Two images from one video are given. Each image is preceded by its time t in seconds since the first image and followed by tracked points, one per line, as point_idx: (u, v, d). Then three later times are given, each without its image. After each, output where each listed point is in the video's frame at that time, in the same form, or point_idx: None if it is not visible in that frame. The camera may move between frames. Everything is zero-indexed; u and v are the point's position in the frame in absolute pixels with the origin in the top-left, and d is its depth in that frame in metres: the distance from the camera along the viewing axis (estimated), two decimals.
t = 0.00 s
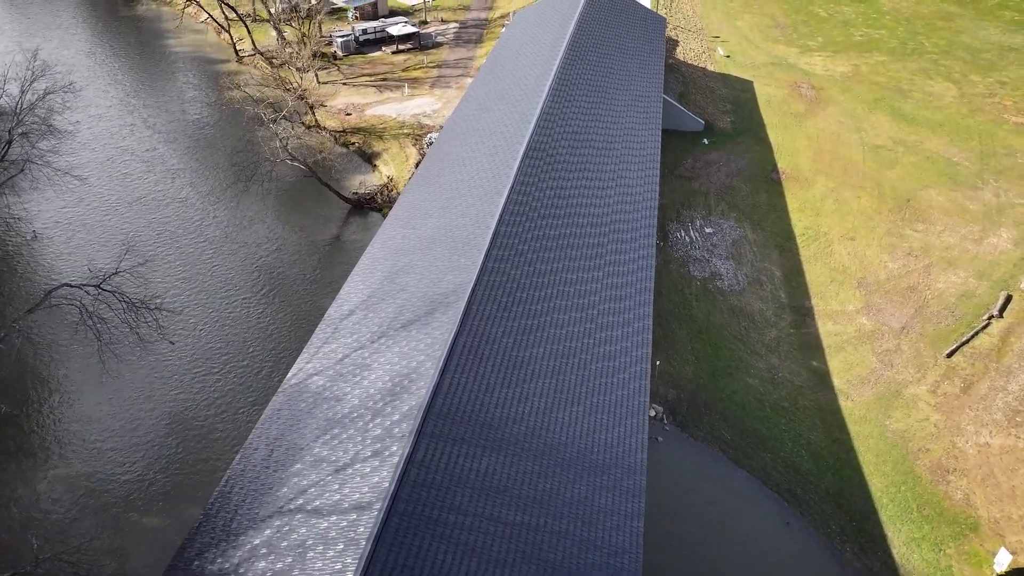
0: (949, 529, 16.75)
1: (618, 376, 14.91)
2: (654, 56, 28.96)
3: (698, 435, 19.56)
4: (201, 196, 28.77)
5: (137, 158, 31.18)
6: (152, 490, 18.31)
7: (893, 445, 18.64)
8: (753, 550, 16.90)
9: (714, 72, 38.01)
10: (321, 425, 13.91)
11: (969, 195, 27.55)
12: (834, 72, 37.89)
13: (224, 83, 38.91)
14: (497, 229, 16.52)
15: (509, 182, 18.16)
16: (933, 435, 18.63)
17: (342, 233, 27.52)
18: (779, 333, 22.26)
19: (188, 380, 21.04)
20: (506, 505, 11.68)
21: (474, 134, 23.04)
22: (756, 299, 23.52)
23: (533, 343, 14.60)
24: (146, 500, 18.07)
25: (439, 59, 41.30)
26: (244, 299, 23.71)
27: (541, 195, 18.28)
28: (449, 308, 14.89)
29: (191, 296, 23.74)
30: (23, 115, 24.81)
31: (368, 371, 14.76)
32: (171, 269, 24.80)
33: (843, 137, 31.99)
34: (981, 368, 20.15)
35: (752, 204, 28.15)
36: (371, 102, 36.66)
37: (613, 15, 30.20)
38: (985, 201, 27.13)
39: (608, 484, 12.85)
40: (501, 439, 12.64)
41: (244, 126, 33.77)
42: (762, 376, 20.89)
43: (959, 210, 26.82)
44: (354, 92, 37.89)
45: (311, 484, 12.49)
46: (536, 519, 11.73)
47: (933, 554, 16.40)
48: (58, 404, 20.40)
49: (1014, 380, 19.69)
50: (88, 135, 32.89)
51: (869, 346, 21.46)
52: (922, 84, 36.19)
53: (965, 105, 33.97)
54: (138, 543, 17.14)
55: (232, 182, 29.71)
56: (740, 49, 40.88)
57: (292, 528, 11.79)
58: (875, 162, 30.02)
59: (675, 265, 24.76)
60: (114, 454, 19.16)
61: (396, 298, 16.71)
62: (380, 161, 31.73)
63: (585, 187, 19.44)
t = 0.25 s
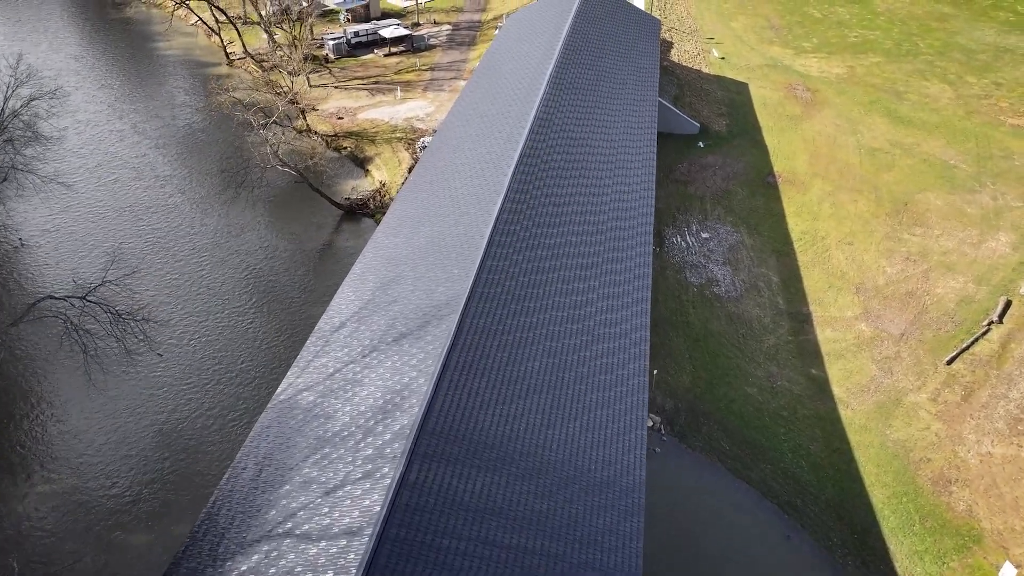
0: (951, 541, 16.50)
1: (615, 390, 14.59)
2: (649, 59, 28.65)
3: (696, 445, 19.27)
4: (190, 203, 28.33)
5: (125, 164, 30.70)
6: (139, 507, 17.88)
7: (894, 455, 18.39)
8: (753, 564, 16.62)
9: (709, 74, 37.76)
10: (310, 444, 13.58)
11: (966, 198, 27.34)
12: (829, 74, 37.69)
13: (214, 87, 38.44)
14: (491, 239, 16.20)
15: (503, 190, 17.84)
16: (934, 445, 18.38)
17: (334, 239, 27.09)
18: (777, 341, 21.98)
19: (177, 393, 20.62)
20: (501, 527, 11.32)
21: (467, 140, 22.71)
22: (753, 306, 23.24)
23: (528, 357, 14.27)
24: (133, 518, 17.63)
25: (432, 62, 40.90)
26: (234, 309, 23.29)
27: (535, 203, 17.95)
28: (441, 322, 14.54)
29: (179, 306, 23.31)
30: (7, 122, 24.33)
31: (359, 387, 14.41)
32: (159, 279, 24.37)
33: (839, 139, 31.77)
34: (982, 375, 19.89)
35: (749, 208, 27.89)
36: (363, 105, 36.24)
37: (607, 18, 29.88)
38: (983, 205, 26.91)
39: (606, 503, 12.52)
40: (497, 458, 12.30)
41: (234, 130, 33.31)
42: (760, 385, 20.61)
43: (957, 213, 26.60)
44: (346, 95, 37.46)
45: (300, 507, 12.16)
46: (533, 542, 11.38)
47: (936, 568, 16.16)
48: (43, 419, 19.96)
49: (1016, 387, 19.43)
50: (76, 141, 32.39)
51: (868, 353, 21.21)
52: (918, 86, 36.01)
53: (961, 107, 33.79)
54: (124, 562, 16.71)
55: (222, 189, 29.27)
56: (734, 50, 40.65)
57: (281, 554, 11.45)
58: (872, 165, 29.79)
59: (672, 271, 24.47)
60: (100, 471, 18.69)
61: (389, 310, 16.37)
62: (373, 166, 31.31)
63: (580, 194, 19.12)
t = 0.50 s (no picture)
0: (954, 554, 16.25)
1: (612, 405, 14.27)
2: (642, 63, 28.38)
3: (694, 456, 18.98)
4: (178, 211, 27.88)
5: (113, 170, 30.22)
6: (125, 526, 17.42)
7: (894, 465, 18.15)
8: None
9: (703, 76, 37.54)
10: (299, 463, 13.23)
11: (963, 201, 27.14)
12: (823, 76, 37.51)
13: (203, 91, 37.96)
14: (484, 250, 15.87)
15: (496, 198, 17.51)
16: (935, 454, 18.12)
17: (325, 246, 26.68)
18: (775, 348, 21.72)
19: (164, 407, 20.20)
20: (496, 551, 10.97)
21: (459, 146, 22.37)
22: (750, 312, 22.99)
23: (522, 372, 13.94)
24: (118, 536, 17.19)
25: (424, 64, 40.51)
26: (222, 320, 22.89)
27: (529, 212, 17.62)
28: (433, 337, 14.18)
29: (166, 317, 22.89)
30: None
31: (350, 405, 14.04)
32: (146, 289, 23.93)
33: (834, 142, 31.56)
34: (982, 381, 19.64)
35: (744, 212, 27.65)
36: (354, 109, 35.80)
37: (600, 21, 29.59)
38: (980, 208, 26.71)
39: (604, 524, 12.19)
40: (491, 479, 11.96)
41: (224, 135, 32.84)
42: (758, 394, 20.34)
43: (954, 216, 26.39)
44: (337, 99, 37.04)
45: (288, 532, 11.80)
46: (529, 566, 11.02)
47: None
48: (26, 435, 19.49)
49: (1017, 394, 19.19)
50: (62, 147, 31.88)
51: (867, 361, 20.97)
52: (912, 87, 35.85)
53: (956, 108, 33.64)
54: None
55: (211, 195, 28.84)
56: (728, 52, 40.43)
57: None
58: (868, 168, 29.59)
59: (668, 278, 24.20)
60: (85, 489, 18.20)
61: (379, 323, 16.03)
62: (364, 171, 30.90)
63: (574, 202, 18.82)
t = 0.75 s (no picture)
0: (956, 566, 16.01)
1: (609, 420, 13.95)
2: (636, 66, 28.10)
3: (692, 467, 18.68)
4: (166, 218, 27.41)
5: (99, 177, 29.71)
6: (109, 545, 16.95)
7: (894, 475, 17.89)
8: None
9: (697, 79, 37.30)
10: (287, 485, 12.85)
11: (959, 205, 26.97)
12: (817, 77, 37.33)
13: (192, 95, 37.44)
14: (476, 261, 15.52)
15: (488, 207, 17.16)
16: (935, 464, 17.89)
17: (316, 254, 26.22)
18: (772, 355, 21.45)
19: (150, 422, 19.74)
20: None
21: (450, 152, 22.01)
22: (747, 319, 22.72)
23: (516, 388, 13.60)
24: (102, 556, 16.72)
25: (415, 67, 40.10)
26: (210, 330, 22.46)
27: (522, 221, 17.28)
28: (425, 352, 13.82)
29: (153, 328, 22.45)
30: None
31: (339, 423, 13.65)
32: (132, 300, 23.47)
33: (829, 144, 31.35)
34: (981, 389, 19.42)
35: (739, 216, 27.40)
36: (345, 113, 35.36)
37: (592, 24, 29.27)
38: (976, 211, 26.55)
39: (602, 545, 11.83)
40: (485, 501, 11.60)
41: (212, 141, 32.36)
42: (756, 402, 20.06)
43: (950, 220, 26.21)
44: (328, 103, 36.59)
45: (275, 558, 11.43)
46: None
47: None
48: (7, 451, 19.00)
49: (1017, 402, 18.98)
50: (47, 153, 31.34)
51: (865, 368, 20.72)
52: (906, 89, 35.72)
53: (950, 110, 33.50)
54: None
55: (199, 203, 28.38)
56: (721, 54, 40.21)
57: None
58: (863, 171, 29.39)
59: (663, 284, 23.91)
60: (67, 509, 17.66)
61: (369, 336, 15.64)
62: (355, 176, 30.46)
63: (568, 210, 18.49)
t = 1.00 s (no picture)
0: None
1: (605, 437, 13.61)
2: (629, 69, 27.80)
3: (689, 479, 18.37)
4: (152, 227, 26.92)
5: (85, 184, 29.17)
6: (93, 566, 16.48)
7: (894, 486, 17.63)
8: None
9: (690, 81, 37.05)
10: (274, 508, 12.45)
11: (955, 208, 26.79)
12: (811, 79, 37.14)
13: (179, 100, 36.91)
14: (468, 273, 15.17)
15: (480, 216, 16.81)
16: (936, 474, 17.64)
17: (306, 262, 25.75)
18: (769, 363, 21.18)
19: (136, 437, 19.29)
20: None
21: (442, 159, 21.63)
22: (743, 326, 22.43)
23: (510, 405, 13.25)
24: None
25: (406, 70, 39.67)
26: (198, 342, 22.01)
27: (515, 230, 16.95)
28: (416, 368, 13.44)
29: (139, 340, 21.99)
30: None
31: (328, 442, 13.25)
32: (118, 311, 23.00)
33: (823, 147, 31.14)
34: (981, 396, 19.19)
35: (734, 220, 27.14)
36: (335, 117, 34.89)
37: (585, 26, 28.93)
38: (972, 214, 26.37)
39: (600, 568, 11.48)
40: (478, 525, 11.24)
41: (200, 146, 31.85)
42: (753, 412, 19.77)
43: (946, 223, 26.03)
44: (317, 107, 36.12)
45: None
46: None
47: None
48: None
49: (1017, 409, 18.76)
50: (32, 160, 30.78)
51: (863, 375, 20.47)
52: (900, 90, 35.56)
53: (944, 112, 33.34)
54: None
55: (187, 210, 27.89)
56: (715, 55, 39.98)
57: None
58: (858, 174, 29.18)
59: (658, 291, 23.61)
60: (48, 532, 17.15)
61: (359, 350, 15.24)
62: (345, 181, 30.01)
63: (562, 218, 18.16)
